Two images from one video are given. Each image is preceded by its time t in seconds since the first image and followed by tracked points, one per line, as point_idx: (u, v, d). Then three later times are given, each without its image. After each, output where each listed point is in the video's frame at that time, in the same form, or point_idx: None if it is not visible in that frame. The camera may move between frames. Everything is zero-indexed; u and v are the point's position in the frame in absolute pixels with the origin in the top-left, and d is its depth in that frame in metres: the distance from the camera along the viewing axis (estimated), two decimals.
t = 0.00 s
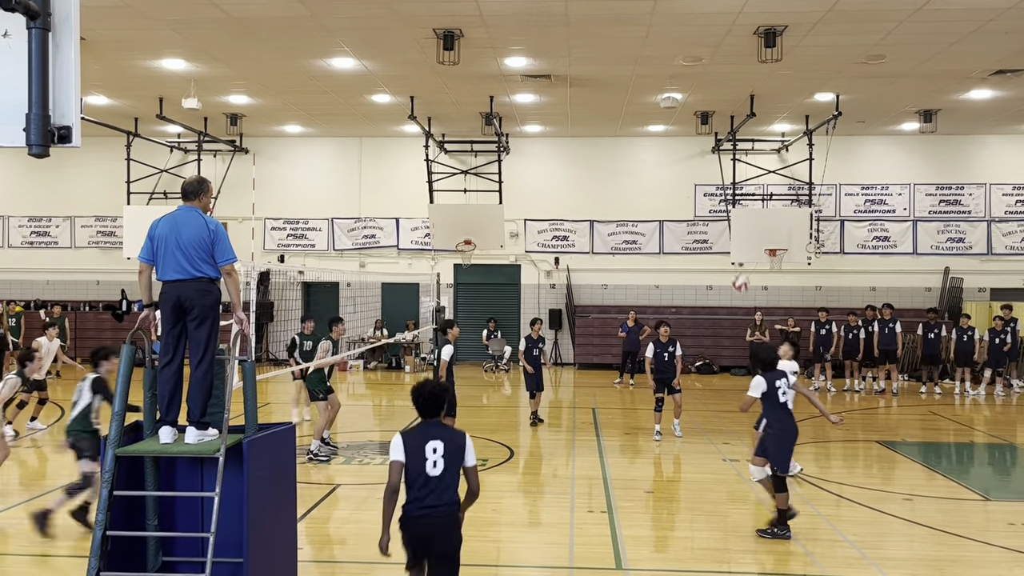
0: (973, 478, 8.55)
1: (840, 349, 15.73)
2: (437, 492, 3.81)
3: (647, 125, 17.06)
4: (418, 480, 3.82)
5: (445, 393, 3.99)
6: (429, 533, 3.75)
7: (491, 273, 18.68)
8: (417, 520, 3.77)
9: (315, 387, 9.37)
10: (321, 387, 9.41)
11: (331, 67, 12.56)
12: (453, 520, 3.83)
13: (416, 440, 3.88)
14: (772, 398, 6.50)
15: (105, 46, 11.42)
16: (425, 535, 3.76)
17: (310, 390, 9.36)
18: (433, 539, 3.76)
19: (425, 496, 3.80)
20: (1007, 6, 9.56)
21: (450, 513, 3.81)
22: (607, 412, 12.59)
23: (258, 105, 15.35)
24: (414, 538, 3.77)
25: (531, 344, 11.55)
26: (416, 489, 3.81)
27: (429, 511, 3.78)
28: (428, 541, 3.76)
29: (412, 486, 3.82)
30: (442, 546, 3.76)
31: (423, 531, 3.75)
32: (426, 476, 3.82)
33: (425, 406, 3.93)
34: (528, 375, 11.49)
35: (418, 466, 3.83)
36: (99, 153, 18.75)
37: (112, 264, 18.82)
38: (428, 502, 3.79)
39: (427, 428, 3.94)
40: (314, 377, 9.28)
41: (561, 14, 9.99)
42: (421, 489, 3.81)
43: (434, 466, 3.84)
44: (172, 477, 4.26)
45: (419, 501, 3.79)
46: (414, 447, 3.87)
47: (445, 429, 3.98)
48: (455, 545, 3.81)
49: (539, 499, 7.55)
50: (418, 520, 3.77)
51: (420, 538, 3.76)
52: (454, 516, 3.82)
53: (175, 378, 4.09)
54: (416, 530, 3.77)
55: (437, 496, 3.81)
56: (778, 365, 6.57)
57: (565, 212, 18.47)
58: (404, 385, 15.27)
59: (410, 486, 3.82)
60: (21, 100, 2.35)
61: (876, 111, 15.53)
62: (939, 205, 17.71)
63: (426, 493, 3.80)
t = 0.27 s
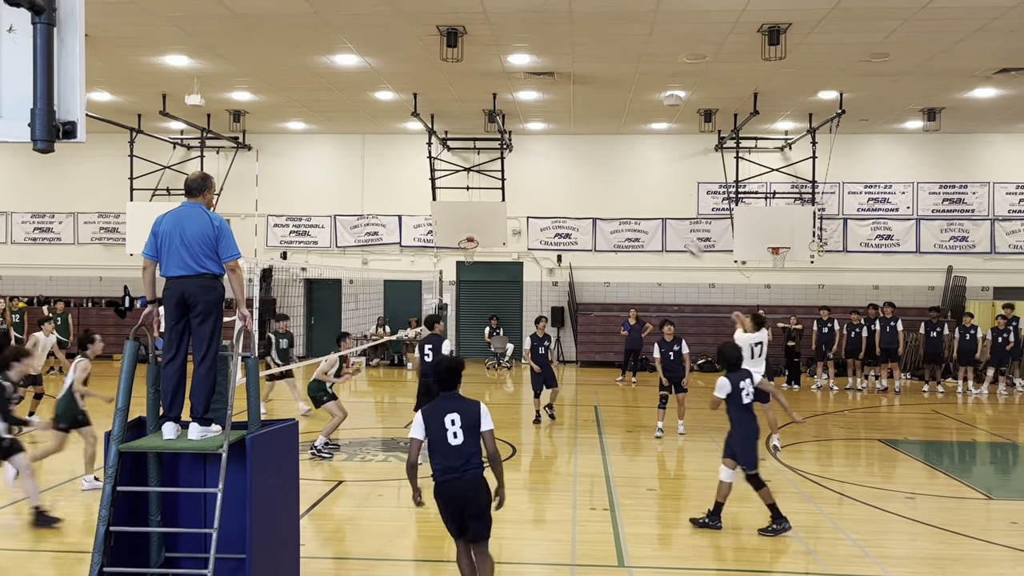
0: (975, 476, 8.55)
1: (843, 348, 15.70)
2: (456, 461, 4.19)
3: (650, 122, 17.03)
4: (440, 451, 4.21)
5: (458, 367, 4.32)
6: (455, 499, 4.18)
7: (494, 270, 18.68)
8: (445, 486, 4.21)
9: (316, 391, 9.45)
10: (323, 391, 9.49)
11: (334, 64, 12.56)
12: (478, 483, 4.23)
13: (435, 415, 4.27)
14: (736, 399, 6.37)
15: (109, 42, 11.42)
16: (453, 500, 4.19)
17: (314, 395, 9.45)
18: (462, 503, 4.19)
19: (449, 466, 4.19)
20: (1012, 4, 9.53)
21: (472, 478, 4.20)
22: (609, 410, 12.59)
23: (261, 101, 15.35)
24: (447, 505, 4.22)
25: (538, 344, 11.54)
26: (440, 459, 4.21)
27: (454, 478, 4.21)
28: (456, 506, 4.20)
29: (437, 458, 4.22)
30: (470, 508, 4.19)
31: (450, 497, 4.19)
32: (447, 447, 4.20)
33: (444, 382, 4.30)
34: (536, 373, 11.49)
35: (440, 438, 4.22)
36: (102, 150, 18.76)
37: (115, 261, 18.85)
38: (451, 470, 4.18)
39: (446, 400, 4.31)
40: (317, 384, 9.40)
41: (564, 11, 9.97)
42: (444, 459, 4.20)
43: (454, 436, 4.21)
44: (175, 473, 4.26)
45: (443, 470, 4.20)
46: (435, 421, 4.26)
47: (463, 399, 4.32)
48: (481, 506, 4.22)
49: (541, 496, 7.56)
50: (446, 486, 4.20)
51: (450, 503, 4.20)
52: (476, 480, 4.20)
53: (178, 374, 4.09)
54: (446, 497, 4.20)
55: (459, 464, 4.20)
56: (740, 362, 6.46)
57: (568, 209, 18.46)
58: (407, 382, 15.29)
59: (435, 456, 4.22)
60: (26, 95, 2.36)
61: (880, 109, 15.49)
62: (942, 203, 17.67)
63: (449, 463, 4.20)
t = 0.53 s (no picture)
0: (979, 476, 8.54)
1: (847, 346, 15.66)
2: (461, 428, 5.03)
3: (654, 120, 17.00)
4: (449, 420, 5.06)
5: (465, 348, 5.16)
6: (461, 460, 4.99)
7: (498, 268, 18.70)
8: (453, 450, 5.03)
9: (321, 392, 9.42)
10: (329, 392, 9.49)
11: (338, 61, 12.56)
12: (480, 447, 5.03)
13: (445, 390, 5.12)
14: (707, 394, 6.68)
15: (114, 39, 11.44)
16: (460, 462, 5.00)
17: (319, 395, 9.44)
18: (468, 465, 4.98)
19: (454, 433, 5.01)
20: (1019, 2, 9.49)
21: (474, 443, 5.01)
22: (612, 407, 12.60)
23: (265, 99, 15.35)
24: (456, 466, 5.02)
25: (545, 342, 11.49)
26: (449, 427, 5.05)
27: (461, 443, 5.03)
28: (461, 466, 4.99)
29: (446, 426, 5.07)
30: (475, 467, 4.98)
31: (458, 459, 5.00)
32: (454, 416, 5.04)
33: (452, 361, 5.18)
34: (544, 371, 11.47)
35: (448, 409, 5.07)
36: (107, 147, 18.79)
37: (120, 258, 18.89)
38: (457, 435, 5.02)
39: (454, 377, 5.15)
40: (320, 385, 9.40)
41: (569, 9, 9.96)
42: (452, 426, 5.04)
43: (458, 407, 5.04)
44: (180, 470, 4.27)
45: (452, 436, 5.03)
46: (444, 395, 5.11)
47: (469, 376, 5.15)
48: (484, 467, 5.00)
49: (544, 494, 7.56)
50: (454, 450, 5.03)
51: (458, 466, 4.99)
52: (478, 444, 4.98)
53: (183, 371, 4.10)
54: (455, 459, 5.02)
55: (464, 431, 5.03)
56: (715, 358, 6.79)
57: (571, 207, 18.44)
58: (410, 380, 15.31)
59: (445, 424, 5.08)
60: (33, 92, 2.36)
61: (885, 107, 15.45)
62: (947, 201, 17.62)
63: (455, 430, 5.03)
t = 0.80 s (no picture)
0: (985, 474, 8.51)
1: (852, 345, 15.62)
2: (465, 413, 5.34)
3: (660, 118, 16.97)
4: (452, 405, 5.35)
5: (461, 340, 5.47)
6: (464, 444, 5.31)
7: (503, 266, 18.71)
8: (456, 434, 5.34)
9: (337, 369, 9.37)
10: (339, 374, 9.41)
11: (343, 60, 12.57)
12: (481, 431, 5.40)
13: (446, 377, 5.39)
14: (680, 400, 6.58)
15: (120, 38, 11.46)
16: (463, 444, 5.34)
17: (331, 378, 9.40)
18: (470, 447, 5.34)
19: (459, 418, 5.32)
20: None
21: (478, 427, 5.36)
22: (617, 406, 12.59)
23: (270, 97, 15.37)
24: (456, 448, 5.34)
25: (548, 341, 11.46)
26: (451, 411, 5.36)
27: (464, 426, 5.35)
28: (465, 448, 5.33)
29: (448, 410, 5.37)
30: (477, 450, 5.34)
31: (461, 441, 5.33)
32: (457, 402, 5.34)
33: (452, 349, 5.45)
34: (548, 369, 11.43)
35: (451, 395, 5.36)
36: (113, 145, 18.86)
37: (126, 256, 18.94)
38: (461, 420, 5.33)
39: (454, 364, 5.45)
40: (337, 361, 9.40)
41: (574, 7, 9.94)
42: (456, 412, 5.33)
43: (462, 394, 5.35)
44: (186, 467, 4.28)
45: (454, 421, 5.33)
46: (446, 382, 5.39)
47: (468, 364, 5.48)
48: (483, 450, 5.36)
49: (550, 492, 7.56)
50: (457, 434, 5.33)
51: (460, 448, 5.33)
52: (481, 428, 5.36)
53: (190, 368, 4.12)
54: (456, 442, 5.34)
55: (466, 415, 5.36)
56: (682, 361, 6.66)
57: (576, 205, 18.43)
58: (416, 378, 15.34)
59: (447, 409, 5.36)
60: (41, 91, 2.38)
61: (890, 105, 15.40)
62: (953, 200, 17.55)
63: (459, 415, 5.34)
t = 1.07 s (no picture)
0: (994, 475, 8.47)
1: (860, 344, 15.56)
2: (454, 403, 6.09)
3: (666, 118, 16.94)
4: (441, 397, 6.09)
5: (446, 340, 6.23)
6: (455, 434, 6.04)
7: (509, 266, 18.72)
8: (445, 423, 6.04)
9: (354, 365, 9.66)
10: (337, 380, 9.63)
11: (350, 60, 12.59)
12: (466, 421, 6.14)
13: (434, 372, 6.14)
14: (663, 398, 6.93)
15: (128, 38, 11.51)
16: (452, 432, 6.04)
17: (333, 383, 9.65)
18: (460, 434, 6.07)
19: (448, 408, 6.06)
20: None
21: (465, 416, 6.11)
22: (624, 405, 12.59)
23: (277, 97, 15.41)
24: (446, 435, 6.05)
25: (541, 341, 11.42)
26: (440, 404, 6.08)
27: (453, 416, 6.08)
28: (454, 437, 6.05)
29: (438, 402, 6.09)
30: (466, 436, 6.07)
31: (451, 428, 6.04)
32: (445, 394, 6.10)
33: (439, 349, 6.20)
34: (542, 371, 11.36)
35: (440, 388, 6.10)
36: (121, 145, 18.94)
37: (134, 255, 19.03)
38: (452, 411, 6.06)
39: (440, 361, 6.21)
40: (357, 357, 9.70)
41: (580, 6, 9.94)
42: (446, 404, 6.04)
43: (450, 388, 6.10)
44: (194, 466, 4.30)
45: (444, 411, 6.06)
46: (435, 376, 6.13)
47: (452, 361, 6.27)
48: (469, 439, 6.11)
49: (556, 492, 7.57)
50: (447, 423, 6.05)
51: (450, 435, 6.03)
52: (469, 419, 6.08)
53: (197, 368, 4.13)
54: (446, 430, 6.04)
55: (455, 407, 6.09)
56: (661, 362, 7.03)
57: (583, 205, 18.41)
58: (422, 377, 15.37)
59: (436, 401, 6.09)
60: (49, 92, 2.39)
61: (898, 104, 15.33)
62: (962, 198, 17.47)
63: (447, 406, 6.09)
